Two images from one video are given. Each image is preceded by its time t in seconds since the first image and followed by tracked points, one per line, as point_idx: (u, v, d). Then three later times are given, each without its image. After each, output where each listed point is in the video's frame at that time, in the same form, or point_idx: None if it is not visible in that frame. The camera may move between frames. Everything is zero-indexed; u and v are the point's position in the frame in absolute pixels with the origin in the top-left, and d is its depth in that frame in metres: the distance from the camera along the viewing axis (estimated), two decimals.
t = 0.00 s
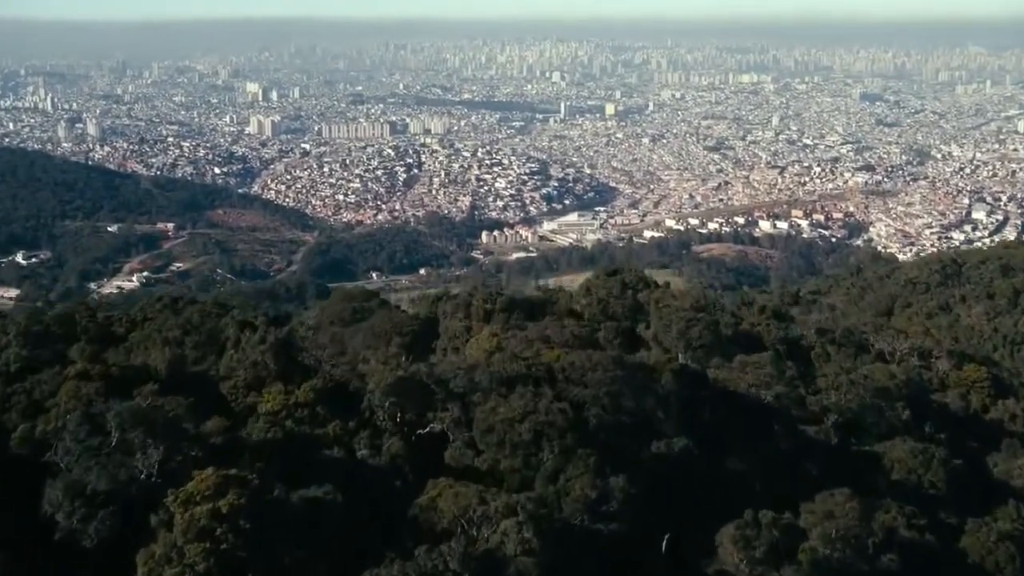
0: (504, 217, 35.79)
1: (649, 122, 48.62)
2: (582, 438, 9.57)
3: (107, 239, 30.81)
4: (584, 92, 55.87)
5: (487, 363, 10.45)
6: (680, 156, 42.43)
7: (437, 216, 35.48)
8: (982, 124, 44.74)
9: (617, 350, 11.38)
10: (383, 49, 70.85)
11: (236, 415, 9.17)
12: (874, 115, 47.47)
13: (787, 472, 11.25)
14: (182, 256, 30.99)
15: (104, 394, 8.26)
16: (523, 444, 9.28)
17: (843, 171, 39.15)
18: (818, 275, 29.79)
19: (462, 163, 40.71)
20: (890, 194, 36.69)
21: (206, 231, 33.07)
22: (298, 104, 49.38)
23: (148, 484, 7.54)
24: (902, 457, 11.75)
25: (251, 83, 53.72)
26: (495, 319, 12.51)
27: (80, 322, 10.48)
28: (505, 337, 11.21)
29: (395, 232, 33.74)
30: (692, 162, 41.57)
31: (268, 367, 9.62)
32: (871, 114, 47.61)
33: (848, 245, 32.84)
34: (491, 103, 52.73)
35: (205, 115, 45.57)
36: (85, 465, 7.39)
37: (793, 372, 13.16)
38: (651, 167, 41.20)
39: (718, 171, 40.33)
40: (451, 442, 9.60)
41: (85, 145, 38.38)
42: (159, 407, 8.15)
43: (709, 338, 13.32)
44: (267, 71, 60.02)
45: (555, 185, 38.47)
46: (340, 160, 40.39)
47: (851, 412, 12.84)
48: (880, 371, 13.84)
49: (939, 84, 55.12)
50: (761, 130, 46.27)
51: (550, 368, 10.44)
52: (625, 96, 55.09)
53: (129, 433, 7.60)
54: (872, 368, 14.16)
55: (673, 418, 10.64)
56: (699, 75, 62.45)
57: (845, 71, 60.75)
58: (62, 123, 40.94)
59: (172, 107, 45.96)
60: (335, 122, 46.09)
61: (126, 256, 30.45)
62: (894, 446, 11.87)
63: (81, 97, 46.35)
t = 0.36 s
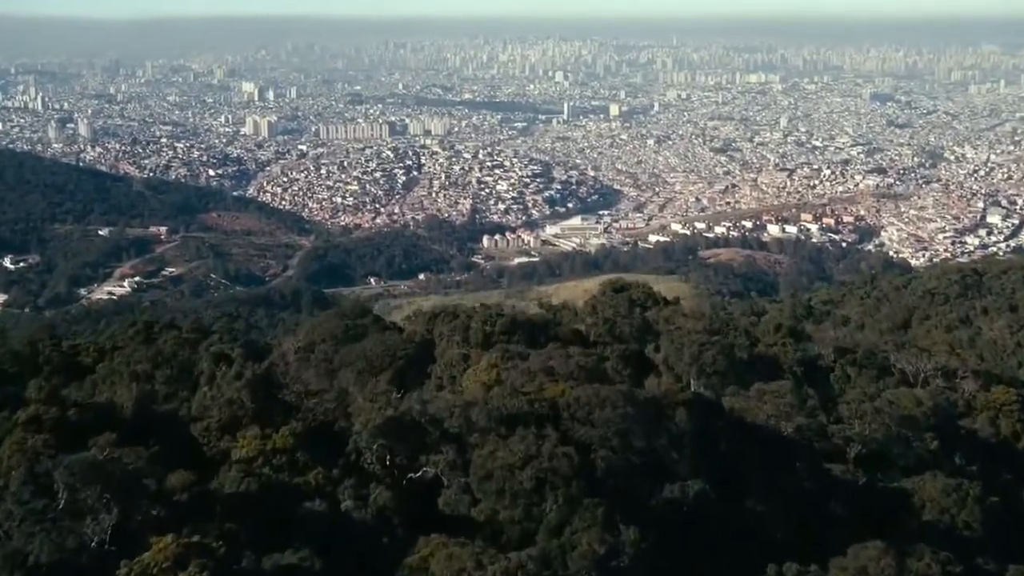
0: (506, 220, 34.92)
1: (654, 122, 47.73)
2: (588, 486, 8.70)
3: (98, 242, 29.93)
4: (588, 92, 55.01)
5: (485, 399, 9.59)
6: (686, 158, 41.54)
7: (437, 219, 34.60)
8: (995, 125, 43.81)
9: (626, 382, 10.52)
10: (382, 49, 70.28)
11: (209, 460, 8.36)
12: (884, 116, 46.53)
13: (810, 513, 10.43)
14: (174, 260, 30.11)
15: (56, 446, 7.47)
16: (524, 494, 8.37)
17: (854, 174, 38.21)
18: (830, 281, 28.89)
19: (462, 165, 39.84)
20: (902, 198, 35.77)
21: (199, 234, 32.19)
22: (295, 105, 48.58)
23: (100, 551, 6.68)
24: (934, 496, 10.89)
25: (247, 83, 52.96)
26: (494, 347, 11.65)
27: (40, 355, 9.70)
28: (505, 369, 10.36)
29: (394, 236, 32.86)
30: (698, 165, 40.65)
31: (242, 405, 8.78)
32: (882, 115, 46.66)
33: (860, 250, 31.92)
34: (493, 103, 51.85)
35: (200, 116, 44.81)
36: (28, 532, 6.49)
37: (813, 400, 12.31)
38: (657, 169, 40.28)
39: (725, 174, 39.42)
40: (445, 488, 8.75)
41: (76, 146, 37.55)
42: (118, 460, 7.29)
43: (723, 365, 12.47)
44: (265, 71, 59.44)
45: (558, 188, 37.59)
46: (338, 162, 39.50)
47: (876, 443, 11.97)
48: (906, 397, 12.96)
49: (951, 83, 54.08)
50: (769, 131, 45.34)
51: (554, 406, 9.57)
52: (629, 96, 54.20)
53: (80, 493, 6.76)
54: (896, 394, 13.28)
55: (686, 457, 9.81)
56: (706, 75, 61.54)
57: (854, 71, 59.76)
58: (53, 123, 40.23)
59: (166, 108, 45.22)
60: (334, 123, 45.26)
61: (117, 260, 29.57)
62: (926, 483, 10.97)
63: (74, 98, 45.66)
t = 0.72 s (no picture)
0: (509, 226, 34.10)
1: (659, 125, 46.87)
2: (597, 543, 7.88)
3: (91, 250, 29.05)
4: (593, 95, 54.18)
5: (484, 442, 8.80)
6: (693, 161, 40.67)
7: (438, 224, 33.77)
8: (1010, 126, 42.88)
9: (638, 419, 9.71)
10: (383, 49, 69.57)
11: (178, 516, 7.57)
12: (896, 118, 45.61)
13: (836, 563, 9.69)
14: (169, 267, 29.27)
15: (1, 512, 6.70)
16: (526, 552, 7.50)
17: (865, 178, 37.33)
18: (843, 290, 28.01)
19: (464, 169, 39.02)
20: (916, 202, 34.87)
21: (194, 240, 31.38)
22: (293, 107, 47.84)
23: None
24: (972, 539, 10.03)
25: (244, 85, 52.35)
26: (498, 379, 10.88)
27: None
28: (505, 407, 9.56)
29: (394, 242, 32.03)
30: (706, 168, 39.76)
31: (217, 454, 7.98)
32: (894, 117, 45.77)
33: (873, 256, 31.02)
34: (496, 105, 51.02)
35: (196, 119, 44.05)
36: None
37: (838, 432, 11.50)
38: (663, 173, 39.43)
39: (733, 178, 38.55)
40: (439, 542, 7.93)
41: (69, 150, 36.80)
42: (67, 526, 6.42)
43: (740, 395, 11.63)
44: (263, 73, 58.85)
45: (562, 192, 36.74)
46: (337, 166, 38.70)
47: (905, 478, 11.16)
48: (936, 426, 12.11)
49: (964, 85, 53.19)
50: (778, 134, 44.48)
51: (559, 448, 8.76)
52: (634, 98, 53.37)
53: (19, 571, 5.90)
54: (925, 423, 12.40)
55: (705, 504, 9.01)
56: (712, 77, 60.71)
57: (865, 73, 58.96)
58: (45, 126, 39.59)
59: (161, 110, 44.49)
60: (333, 126, 44.50)
61: (110, 267, 28.74)
62: (963, 525, 10.12)
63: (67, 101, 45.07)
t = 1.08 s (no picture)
0: (511, 233, 33.26)
1: (666, 129, 46.03)
2: None
3: (82, 258, 28.22)
4: (598, 98, 53.38)
5: (481, 492, 7.94)
6: (700, 167, 39.82)
7: (439, 232, 32.93)
8: None
9: (651, 464, 8.89)
10: (383, 52, 68.90)
11: None
12: (908, 122, 44.72)
13: None
14: (162, 276, 28.43)
15: None
16: None
17: (878, 184, 36.43)
18: (856, 301, 27.12)
19: (466, 175, 38.20)
20: (930, 208, 33.97)
21: (189, 248, 30.56)
22: (292, 111, 47.10)
23: None
24: None
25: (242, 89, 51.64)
26: (499, 414, 10.05)
27: None
28: (506, 451, 8.77)
29: (394, 249, 31.18)
30: (713, 174, 38.90)
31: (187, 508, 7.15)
32: (907, 121, 44.89)
33: (886, 264, 30.11)
34: (500, 109, 50.22)
35: (192, 123, 43.32)
36: None
37: (866, 473, 10.64)
38: (669, 179, 38.58)
39: (742, 184, 37.68)
40: None
41: (61, 155, 36.08)
42: None
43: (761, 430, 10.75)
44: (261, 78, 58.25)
45: (566, 199, 35.89)
46: (336, 172, 37.90)
47: (939, 520, 10.31)
48: (970, 461, 11.27)
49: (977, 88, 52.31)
50: (787, 138, 43.62)
51: (565, 501, 7.92)
52: (639, 102, 52.56)
53: None
54: (957, 458, 11.53)
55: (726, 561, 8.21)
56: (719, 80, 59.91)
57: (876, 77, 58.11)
58: (37, 131, 38.99)
59: (156, 115, 43.82)
60: (332, 130, 43.75)
61: (102, 276, 27.91)
62: None
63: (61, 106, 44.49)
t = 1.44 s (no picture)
0: (514, 243, 32.49)
1: (671, 136, 45.28)
2: None
3: (73, 268, 27.43)
4: (602, 105, 52.65)
5: (478, 555, 7.14)
6: (707, 175, 39.03)
7: (439, 242, 32.16)
8: None
9: (664, 519, 8.10)
10: (383, 57, 68.25)
11: None
12: (919, 129, 43.92)
13: None
14: (155, 288, 27.56)
15: None
16: None
17: (890, 193, 35.59)
18: (870, 314, 26.29)
19: (468, 184, 37.44)
20: (943, 218, 33.13)
21: (183, 259, 29.82)
22: (290, 118, 46.42)
23: None
24: None
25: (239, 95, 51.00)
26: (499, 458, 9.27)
27: None
28: (505, 505, 8.02)
29: (394, 260, 30.40)
30: (720, 182, 38.10)
31: None
32: (919, 128, 44.11)
33: (899, 274, 29.28)
34: (503, 116, 49.51)
35: (187, 130, 42.68)
36: None
37: (898, 521, 9.80)
38: (676, 187, 37.78)
39: (750, 192, 36.87)
40: None
41: (53, 163, 35.42)
42: None
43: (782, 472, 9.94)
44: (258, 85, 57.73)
45: (570, 208, 35.12)
46: (335, 180, 37.16)
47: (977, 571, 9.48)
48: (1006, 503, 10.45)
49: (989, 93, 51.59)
50: (796, 145, 42.83)
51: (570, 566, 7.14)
52: (644, 108, 51.81)
53: None
54: (992, 498, 10.71)
55: None
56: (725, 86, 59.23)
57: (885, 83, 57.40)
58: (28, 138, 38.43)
59: (151, 121, 43.21)
60: (331, 137, 43.08)
61: (94, 288, 27.14)
62: None
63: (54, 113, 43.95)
